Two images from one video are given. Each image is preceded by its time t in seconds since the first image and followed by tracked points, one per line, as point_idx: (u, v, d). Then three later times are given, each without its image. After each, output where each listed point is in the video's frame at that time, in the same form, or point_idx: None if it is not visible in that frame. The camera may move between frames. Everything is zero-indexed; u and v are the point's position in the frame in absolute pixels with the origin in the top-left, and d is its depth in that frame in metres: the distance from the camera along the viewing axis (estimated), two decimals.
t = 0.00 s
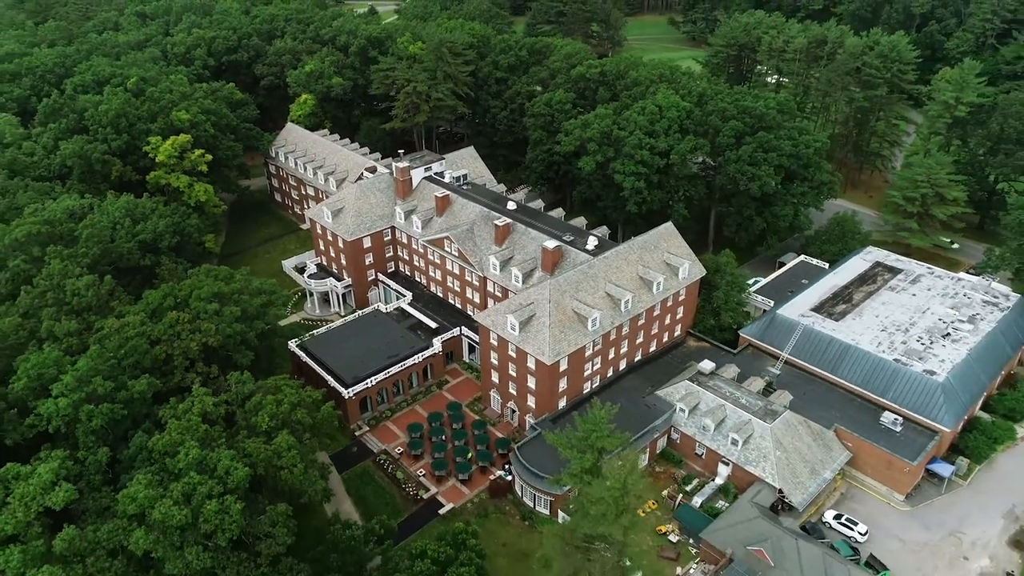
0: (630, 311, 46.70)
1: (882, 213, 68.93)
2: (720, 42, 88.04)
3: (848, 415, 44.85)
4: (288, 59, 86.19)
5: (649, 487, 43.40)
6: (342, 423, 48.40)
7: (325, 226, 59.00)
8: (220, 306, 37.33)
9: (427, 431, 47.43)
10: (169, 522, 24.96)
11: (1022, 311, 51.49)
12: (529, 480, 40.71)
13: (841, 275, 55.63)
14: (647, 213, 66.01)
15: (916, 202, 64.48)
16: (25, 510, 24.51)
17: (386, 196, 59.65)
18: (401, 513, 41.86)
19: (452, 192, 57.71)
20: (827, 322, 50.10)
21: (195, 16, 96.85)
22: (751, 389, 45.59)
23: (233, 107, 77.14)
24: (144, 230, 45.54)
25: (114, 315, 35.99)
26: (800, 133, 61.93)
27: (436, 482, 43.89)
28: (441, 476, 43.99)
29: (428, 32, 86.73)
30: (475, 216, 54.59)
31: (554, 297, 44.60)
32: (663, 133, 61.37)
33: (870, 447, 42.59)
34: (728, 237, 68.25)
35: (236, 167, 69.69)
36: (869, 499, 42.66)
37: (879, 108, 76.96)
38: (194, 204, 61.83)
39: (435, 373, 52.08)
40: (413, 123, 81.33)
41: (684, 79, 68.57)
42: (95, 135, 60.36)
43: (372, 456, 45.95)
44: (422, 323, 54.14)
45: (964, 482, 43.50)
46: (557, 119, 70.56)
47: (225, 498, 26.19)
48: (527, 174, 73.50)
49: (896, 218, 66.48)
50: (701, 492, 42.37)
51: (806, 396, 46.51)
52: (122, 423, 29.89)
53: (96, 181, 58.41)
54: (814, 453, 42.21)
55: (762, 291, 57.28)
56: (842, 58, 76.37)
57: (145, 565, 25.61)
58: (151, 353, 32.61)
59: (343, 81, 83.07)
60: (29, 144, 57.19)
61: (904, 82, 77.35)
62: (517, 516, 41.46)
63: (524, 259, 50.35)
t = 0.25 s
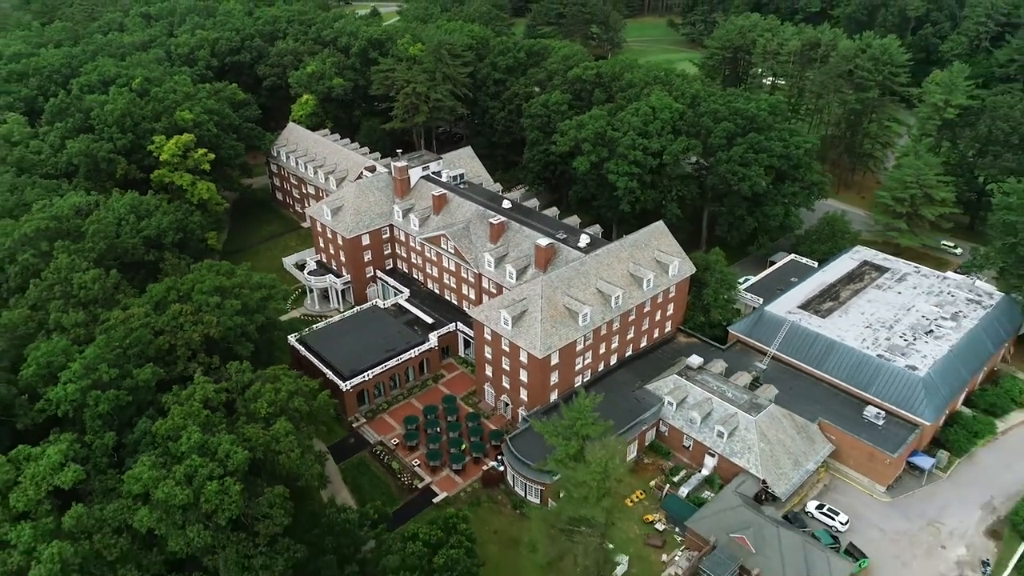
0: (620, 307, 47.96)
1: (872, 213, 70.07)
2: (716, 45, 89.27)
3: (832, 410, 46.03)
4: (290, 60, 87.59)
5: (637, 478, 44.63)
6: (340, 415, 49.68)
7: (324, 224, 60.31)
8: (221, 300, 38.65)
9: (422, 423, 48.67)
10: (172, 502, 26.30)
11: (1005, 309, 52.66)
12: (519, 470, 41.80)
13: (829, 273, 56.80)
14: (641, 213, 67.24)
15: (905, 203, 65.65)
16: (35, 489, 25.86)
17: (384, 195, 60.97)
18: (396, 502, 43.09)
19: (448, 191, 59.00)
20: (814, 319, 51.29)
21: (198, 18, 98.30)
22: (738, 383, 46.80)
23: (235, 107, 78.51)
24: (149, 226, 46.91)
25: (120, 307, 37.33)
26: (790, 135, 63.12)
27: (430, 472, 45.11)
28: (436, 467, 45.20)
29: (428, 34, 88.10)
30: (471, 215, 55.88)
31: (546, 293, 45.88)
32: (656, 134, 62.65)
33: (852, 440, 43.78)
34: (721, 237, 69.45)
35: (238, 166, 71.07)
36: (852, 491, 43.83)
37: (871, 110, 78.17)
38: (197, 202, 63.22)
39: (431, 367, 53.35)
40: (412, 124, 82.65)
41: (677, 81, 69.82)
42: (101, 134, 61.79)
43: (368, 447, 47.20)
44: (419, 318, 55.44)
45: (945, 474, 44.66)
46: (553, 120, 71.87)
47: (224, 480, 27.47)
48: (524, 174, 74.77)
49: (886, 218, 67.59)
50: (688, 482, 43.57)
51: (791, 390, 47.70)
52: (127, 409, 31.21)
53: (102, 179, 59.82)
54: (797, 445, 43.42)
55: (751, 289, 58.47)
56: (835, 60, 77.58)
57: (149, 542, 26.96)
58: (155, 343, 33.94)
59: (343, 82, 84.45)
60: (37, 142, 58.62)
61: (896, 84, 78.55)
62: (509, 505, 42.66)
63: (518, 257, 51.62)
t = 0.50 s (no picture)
0: (611, 303, 49.25)
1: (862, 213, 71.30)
2: (711, 47, 90.56)
3: (816, 403, 47.26)
4: (292, 61, 88.98)
5: (625, 468, 45.89)
6: (338, 407, 50.99)
7: (324, 222, 61.67)
8: (222, 293, 40.01)
9: (417, 416, 49.98)
10: (174, 482, 27.68)
11: (987, 307, 53.88)
12: (509, 460, 43.02)
13: (817, 271, 58.03)
14: (634, 212, 68.53)
15: (893, 203, 66.91)
16: (44, 469, 27.25)
17: (383, 193, 62.31)
18: (391, 490, 44.37)
19: (445, 189, 60.34)
20: (800, 315, 52.53)
21: (202, 19, 99.78)
22: (724, 377, 48.06)
23: (237, 106, 79.93)
24: (152, 222, 48.28)
25: (124, 300, 38.70)
26: (781, 136, 64.35)
27: (424, 462, 46.37)
28: (430, 457, 46.48)
29: (427, 35, 89.50)
30: (467, 213, 57.21)
31: (538, 289, 47.18)
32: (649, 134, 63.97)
33: (835, 432, 45.01)
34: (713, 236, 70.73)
35: (240, 164, 72.47)
36: (834, 482, 45.06)
37: (863, 111, 79.41)
38: (199, 199, 64.62)
39: (426, 361, 54.67)
40: (411, 124, 84.01)
41: (671, 83, 71.11)
42: (106, 133, 63.22)
43: (365, 438, 48.50)
44: (415, 314, 56.76)
45: (925, 467, 45.89)
46: (549, 121, 73.23)
47: (224, 462, 28.80)
48: (520, 174, 76.11)
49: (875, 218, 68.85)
50: (674, 473, 44.83)
51: (777, 385, 48.95)
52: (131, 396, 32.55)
53: (106, 177, 61.25)
54: (781, 437, 44.65)
55: (741, 286, 59.69)
56: (827, 63, 78.83)
57: (152, 521, 28.31)
58: (158, 334, 35.29)
59: (344, 83, 85.83)
60: (44, 141, 60.08)
61: (887, 86, 79.78)
62: (500, 494, 43.92)
63: (512, 254, 52.93)
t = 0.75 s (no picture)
0: (600, 299, 50.57)
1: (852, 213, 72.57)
2: (706, 50, 91.90)
3: (799, 397, 48.56)
4: (293, 62, 90.37)
5: (612, 460, 47.21)
6: (334, 400, 52.35)
7: (322, 219, 63.05)
8: (222, 287, 41.38)
9: (412, 408, 51.31)
10: (175, 465, 29.08)
11: (970, 305, 55.13)
12: (498, 449, 44.33)
13: (804, 270, 59.32)
14: (627, 211, 69.84)
15: (881, 204, 68.19)
16: (51, 451, 28.64)
17: (380, 192, 63.70)
18: (385, 480, 45.72)
19: (441, 189, 61.70)
20: (786, 312, 53.81)
21: (204, 20, 101.25)
22: (710, 372, 49.34)
23: (239, 106, 81.36)
24: (155, 219, 49.66)
25: (127, 293, 40.07)
26: (771, 137, 65.63)
27: (418, 453, 47.74)
28: (423, 448, 47.82)
29: (426, 37, 90.92)
30: (462, 211, 58.57)
31: (529, 285, 48.53)
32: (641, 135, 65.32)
33: (817, 426, 46.30)
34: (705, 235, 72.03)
35: (241, 163, 73.90)
36: (816, 474, 46.34)
37: (854, 113, 80.65)
38: (201, 197, 66.05)
39: (421, 356, 56.04)
40: (410, 124, 85.39)
41: (664, 85, 72.43)
42: (110, 132, 64.68)
43: (360, 430, 49.85)
44: (411, 310, 58.13)
45: (905, 459, 47.18)
46: (544, 122, 74.62)
47: (223, 446, 30.16)
48: (516, 174, 77.49)
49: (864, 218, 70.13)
50: (660, 465, 46.15)
51: (762, 379, 50.23)
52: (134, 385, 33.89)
53: (110, 175, 62.70)
54: (764, 430, 45.94)
55: (730, 284, 60.90)
56: (819, 65, 80.13)
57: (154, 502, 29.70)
58: (160, 325, 36.65)
59: (344, 83, 87.24)
60: (49, 140, 61.56)
61: (878, 88, 81.03)
62: (491, 483, 45.22)
63: (505, 251, 54.26)
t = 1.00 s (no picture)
0: (590, 296, 51.90)
1: (841, 213, 73.83)
2: (700, 52, 93.28)
3: (783, 392, 49.83)
4: (293, 63, 91.85)
5: (600, 452, 48.51)
6: (331, 393, 53.69)
7: (320, 218, 64.44)
8: (221, 282, 42.81)
9: (406, 402, 52.64)
10: (174, 449, 30.47)
11: (952, 303, 56.39)
12: (488, 440, 45.55)
13: (791, 269, 60.61)
14: (619, 211, 71.18)
15: (869, 204, 69.48)
16: (57, 435, 30.07)
17: (377, 191, 65.10)
18: (379, 470, 47.04)
19: (436, 188, 63.09)
20: (772, 309, 55.10)
21: (207, 22, 102.84)
22: (696, 367, 50.66)
23: (240, 107, 82.86)
24: (157, 216, 51.10)
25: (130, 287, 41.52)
26: (760, 139, 66.94)
27: (411, 444, 49.01)
28: (416, 440, 49.13)
29: (424, 40, 92.39)
30: (456, 210, 59.93)
31: (520, 281, 49.89)
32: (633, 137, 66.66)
33: (799, 419, 47.60)
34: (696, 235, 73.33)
35: (241, 163, 75.36)
36: (798, 466, 47.61)
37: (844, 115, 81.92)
38: (202, 196, 67.51)
39: (416, 351, 57.40)
40: (408, 125, 86.84)
41: (656, 87, 73.78)
42: (113, 132, 66.19)
43: (355, 422, 51.18)
44: (406, 306, 59.50)
45: (885, 452, 48.44)
46: (539, 123, 76.02)
47: (220, 432, 31.53)
48: (512, 174, 78.86)
49: (853, 218, 71.37)
50: (647, 456, 47.46)
51: (747, 375, 51.53)
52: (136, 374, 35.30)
53: (114, 173, 64.20)
54: (747, 423, 47.24)
55: (718, 282, 62.02)
56: (810, 69, 81.50)
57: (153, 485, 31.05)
58: (161, 317, 38.07)
59: (343, 84, 88.73)
60: (54, 139, 63.09)
61: (869, 91, 82.32)
62: (481, 473, 46.50)
63: (497, 249, 55.63)
